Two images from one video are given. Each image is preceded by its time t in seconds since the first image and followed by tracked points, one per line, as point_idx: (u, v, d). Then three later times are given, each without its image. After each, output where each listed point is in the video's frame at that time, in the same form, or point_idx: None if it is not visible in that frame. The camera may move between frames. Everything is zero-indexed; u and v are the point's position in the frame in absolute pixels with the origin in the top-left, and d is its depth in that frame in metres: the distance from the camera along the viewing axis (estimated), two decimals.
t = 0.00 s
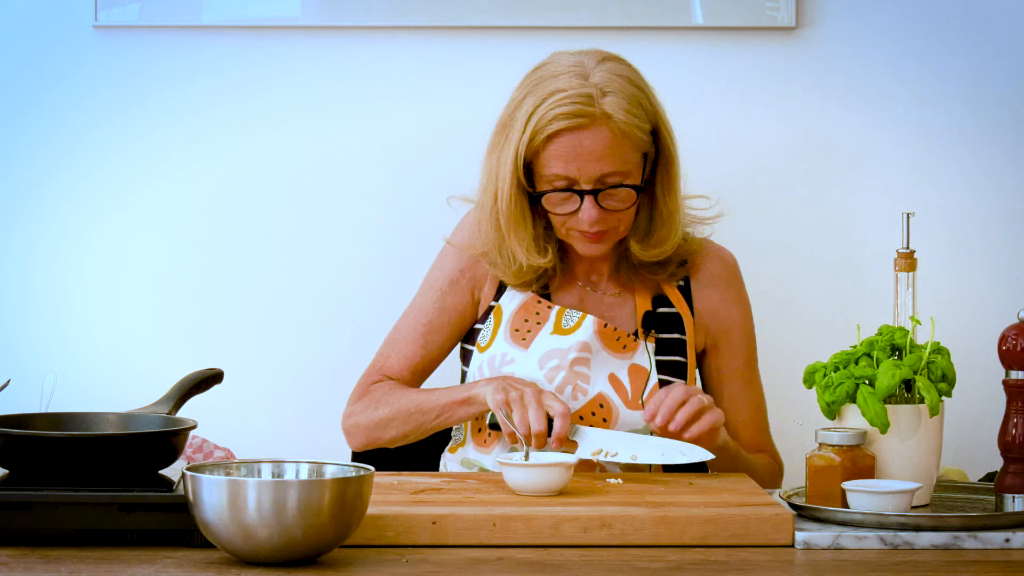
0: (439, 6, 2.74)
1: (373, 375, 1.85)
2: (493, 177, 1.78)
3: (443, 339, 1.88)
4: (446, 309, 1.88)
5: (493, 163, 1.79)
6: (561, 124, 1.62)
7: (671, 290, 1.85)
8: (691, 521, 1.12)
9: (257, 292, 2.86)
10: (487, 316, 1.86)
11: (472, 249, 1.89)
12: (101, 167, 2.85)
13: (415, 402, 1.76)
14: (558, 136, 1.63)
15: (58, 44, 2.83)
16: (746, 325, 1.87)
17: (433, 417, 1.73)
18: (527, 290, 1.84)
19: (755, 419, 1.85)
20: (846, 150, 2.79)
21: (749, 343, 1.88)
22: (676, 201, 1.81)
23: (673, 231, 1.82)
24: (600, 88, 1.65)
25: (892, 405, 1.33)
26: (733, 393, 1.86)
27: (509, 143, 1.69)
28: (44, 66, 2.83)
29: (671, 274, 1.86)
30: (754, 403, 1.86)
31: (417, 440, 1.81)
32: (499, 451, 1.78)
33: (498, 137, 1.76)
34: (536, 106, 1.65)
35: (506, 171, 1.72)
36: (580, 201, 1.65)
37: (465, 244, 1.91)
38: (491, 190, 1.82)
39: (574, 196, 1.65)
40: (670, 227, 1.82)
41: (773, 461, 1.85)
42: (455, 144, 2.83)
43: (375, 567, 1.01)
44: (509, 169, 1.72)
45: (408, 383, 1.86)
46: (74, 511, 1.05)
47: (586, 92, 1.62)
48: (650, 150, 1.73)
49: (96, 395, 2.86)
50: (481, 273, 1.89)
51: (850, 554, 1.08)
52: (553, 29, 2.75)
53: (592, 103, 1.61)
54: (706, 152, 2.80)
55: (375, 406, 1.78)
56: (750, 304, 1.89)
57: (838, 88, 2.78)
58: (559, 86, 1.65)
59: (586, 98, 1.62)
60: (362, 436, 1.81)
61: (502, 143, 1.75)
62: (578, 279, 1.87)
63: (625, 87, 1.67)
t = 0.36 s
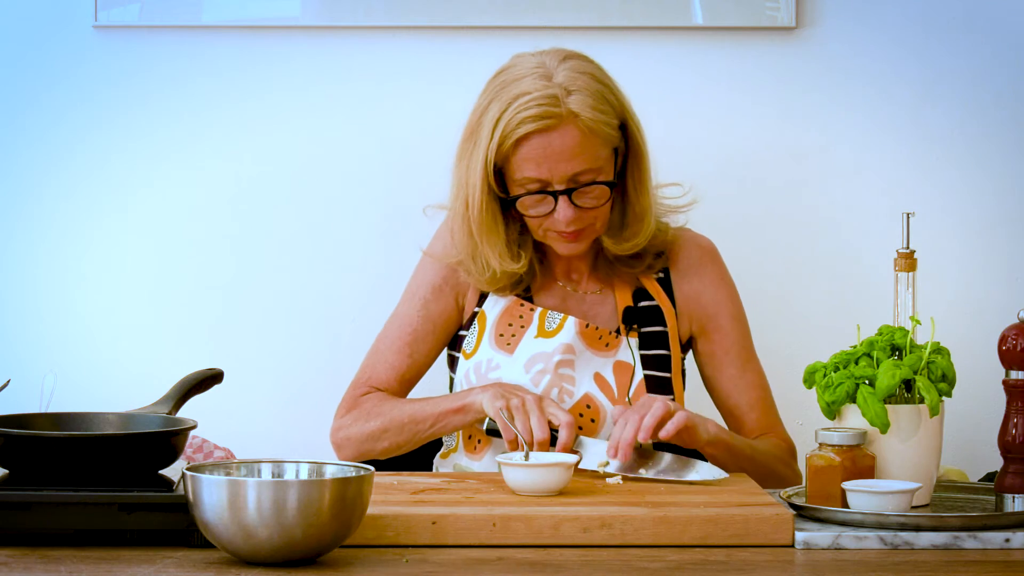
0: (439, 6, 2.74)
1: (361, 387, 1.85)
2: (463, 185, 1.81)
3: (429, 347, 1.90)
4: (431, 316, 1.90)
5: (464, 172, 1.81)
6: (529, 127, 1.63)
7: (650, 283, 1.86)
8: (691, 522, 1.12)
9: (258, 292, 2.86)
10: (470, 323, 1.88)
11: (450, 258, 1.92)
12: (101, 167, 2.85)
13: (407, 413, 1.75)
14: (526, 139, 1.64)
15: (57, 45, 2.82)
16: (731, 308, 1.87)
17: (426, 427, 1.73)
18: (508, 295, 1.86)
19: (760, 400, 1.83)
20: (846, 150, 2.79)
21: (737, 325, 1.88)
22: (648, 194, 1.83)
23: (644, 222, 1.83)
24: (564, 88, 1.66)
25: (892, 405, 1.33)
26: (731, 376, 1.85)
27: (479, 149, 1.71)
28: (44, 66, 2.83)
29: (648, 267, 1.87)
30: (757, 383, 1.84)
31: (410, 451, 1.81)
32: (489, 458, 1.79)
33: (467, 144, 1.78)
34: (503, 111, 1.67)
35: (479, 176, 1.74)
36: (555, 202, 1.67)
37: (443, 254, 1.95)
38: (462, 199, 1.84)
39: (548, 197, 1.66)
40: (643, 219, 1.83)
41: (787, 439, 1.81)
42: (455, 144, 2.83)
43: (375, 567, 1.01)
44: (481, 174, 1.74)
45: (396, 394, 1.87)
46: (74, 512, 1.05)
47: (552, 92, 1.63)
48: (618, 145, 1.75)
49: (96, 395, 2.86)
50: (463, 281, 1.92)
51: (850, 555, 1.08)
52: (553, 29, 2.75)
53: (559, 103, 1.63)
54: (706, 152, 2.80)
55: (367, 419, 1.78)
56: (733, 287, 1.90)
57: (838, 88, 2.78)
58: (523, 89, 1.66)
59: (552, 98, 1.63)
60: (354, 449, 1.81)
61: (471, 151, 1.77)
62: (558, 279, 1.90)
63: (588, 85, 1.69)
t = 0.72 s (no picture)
0: (439, 5, 2.74)
1: (357, 389, 1.85)
2: (456, 188, 1.81)
3: (424, 348, 1.89)
4: (425, 319, 1.89)
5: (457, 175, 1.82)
6: (522, 129, 1.63)
7: (646, 283, 1.86)
8: (691, 522, 1.12)
9: (258, 292, 2.86)
10: (467, 325, 1.87)
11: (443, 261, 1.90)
12: (101, 167, 2.85)
13: (400, 412, 1.75)
14: (519, 142, 1.64)
15: (55, 45, 2.82)
16: (727, 310, 1.88)
17: (419, 426, 1.72)
18: (504, 297, 1.86)
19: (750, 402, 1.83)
20: (845, 151, 2.79)
21: (732, 328, 1.89)
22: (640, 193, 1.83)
23: (638, 223, 1.83)
24: (557, 89, 1.66)
25: (892, 405, 1.32)
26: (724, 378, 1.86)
27: (472, 152, 1.71)
28: (44, 66, 2.83)
29: (642, 267, 1.88)
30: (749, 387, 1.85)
31: (407, 449, 1.81)
32: (489, 459, 1.79)
33: (459, 147, 1.78)
34: (496, 113, 1.67)
35: (473, 179, 1.75)
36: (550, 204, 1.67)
37: (437, 256, 1.93)
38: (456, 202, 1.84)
39: (542, 200, 1.66)
40: (636, 220, 1.83)
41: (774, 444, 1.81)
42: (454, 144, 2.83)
43: (375, 567, 1.01)
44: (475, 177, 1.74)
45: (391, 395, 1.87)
46: (74, 511, 1.05)
47: (545, 95, 1.63)
48: (613, 146, 1.75)
49: (96, 395, 2.86)
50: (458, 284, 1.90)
51: (850, 554, 1.08)
52: (553, 29, 2.75)
53: (551, 105, 1.63)
54: (706, 152, 2.80)
55: (362, 420, 1.78)
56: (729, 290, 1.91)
57: (838, 88, 2.78)
58: (516, 92, 1.67)
59: (545, 101, 1.64)
60: (350, 452, 1.81)
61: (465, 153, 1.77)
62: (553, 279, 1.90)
63: (581, 87, 1.69)
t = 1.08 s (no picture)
0: (439, 5, 2.74)
1: (358, 376, 1.84)
2: (471, 182, 1.81)
3: (429, 340, 1.88)
4: (431, 311, 1.88)
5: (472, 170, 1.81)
6: (539, 125, 1.63)
7: (652, 286, 1.85)
8: (691, 522, 1.12)
9: (259, 292, 2.86)
10: (474, 321, 1.88)
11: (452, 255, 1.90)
12: (101, 167, 2.85)
13: (400, 399, 1.74)
14: (536, 137, 1.64)
15: (55, 45, 2.83)
16: (730, 317, 1.86)
17: (419, 414, 1.71)
18: (512, 294, 1.86)
19: (747, 412, 1.83)
20: (845, 151, 2.79)
21: (735, 336, 1.86)
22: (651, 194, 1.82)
23: (649, 225, 1.82)
24: (576, 87, 1.67)
25: (892, 405, 1.32)
26: (723, 385, 1.85)
27: (488, 147, 1.71)
28: (44, 65, 2.83)
29: (651, 270, 1.87)
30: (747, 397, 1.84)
31: (404, 439, 1.79)
32: (490, 456, 1.80)
33: (476, 142, 1.78)
34: (513, 109, 1.67)
35: (487, 175, 1.74)
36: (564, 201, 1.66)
37: (445, 250, 1.93)
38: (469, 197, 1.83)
39: (556, 197, 1.65)
40: (647, 221, 1.82)
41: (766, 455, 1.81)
42: (454, 144, 2.83)
43: (375, 567, 1.01)
44: (490, 173, 1.73)
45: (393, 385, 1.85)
46: (74, 511, 1.05)
47: (563, 91, 1.63)
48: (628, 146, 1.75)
49: (96, 395, 2.86)
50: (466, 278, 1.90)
51: (850, 555, 1.08)
52: (554, 29, 2.75)
53: (569, 102, 1.63)
54: (706, 152, 2.80)
55: (362, 406, 1.77)
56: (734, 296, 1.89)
57: (838, 89, 2.78)
58: (534, 88, 1.67)
59: (563, 97, 1.63)
60: (346, 440, 1.80)
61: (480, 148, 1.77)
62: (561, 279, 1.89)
63: (599, 85, 1.70)
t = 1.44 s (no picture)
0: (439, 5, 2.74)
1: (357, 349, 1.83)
2: (495, 176, 1.80)
3: (435, 323, 1.90)
4: (441, 298, 1.90)
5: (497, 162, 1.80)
6: (567, 123, 1.63)
7: (669, 291, 1.86)
8: (691, 521, 1.12)
9: (259, 292, 2.86)
10: (486, 313, 1.89)
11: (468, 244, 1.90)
12: (101, 167, 2.85)
13: (398, 389, 1.75)
14: (563, 135, 1.64)
15: (54, 45, 2.82)
16: (746, 323, 1.87)
17: (415, 408, 1.73)
18: (527, 289, 1.86)
19: (762, 416, 1.83)
20: (845, 150, 2.79)
21: (751, 342, 1.87)
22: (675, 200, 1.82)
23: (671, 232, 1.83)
24: (605, 88, 1.67)
25: (892, 405, 1.32)
26: (737, 390, 1.85)
27: (514, 142, 1.71)
28: (44, 65, 2.83)
29: (669, 275, 1.87)
30: (761, 402, 1.84)
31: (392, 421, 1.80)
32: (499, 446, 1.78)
33: (503, 135, 1.77)
34: (541, 105, 1.67)
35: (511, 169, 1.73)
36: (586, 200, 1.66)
37: (461, 237, 1.93)
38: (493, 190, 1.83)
39: (578, 195, 1.65)
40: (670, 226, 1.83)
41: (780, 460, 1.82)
42: (453, 143, 2.83)
43: (375, 567, 1.01)
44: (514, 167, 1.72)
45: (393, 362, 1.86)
46: (74, 511, 1.05)
47: (593, 91, 1.63)
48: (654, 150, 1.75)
49: (96, 395, 2.86)
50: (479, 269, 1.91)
51: (849, 555, 1.08)
52: (554, 29, 2.75)
53: (598, 102, 1.63)
54: (706, 152, 2.80)
55: (358, 385, 1.77)
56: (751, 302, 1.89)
57: (838, 88, 2.78)
58: (564, 87, 1.67)
59: (592, 97, 1.63)
60: (336, 410, 1.79)
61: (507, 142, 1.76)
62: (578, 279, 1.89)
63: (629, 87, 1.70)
